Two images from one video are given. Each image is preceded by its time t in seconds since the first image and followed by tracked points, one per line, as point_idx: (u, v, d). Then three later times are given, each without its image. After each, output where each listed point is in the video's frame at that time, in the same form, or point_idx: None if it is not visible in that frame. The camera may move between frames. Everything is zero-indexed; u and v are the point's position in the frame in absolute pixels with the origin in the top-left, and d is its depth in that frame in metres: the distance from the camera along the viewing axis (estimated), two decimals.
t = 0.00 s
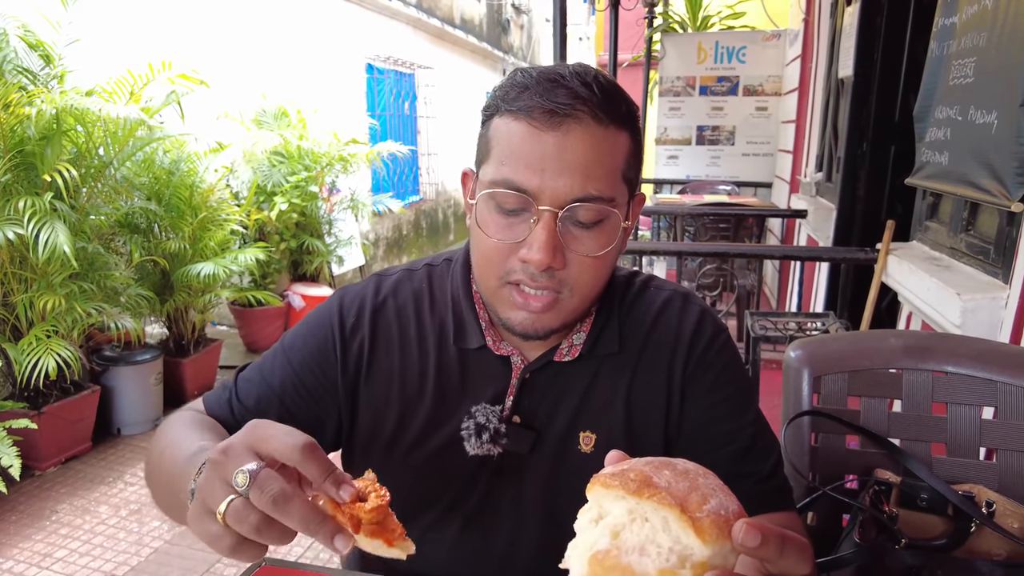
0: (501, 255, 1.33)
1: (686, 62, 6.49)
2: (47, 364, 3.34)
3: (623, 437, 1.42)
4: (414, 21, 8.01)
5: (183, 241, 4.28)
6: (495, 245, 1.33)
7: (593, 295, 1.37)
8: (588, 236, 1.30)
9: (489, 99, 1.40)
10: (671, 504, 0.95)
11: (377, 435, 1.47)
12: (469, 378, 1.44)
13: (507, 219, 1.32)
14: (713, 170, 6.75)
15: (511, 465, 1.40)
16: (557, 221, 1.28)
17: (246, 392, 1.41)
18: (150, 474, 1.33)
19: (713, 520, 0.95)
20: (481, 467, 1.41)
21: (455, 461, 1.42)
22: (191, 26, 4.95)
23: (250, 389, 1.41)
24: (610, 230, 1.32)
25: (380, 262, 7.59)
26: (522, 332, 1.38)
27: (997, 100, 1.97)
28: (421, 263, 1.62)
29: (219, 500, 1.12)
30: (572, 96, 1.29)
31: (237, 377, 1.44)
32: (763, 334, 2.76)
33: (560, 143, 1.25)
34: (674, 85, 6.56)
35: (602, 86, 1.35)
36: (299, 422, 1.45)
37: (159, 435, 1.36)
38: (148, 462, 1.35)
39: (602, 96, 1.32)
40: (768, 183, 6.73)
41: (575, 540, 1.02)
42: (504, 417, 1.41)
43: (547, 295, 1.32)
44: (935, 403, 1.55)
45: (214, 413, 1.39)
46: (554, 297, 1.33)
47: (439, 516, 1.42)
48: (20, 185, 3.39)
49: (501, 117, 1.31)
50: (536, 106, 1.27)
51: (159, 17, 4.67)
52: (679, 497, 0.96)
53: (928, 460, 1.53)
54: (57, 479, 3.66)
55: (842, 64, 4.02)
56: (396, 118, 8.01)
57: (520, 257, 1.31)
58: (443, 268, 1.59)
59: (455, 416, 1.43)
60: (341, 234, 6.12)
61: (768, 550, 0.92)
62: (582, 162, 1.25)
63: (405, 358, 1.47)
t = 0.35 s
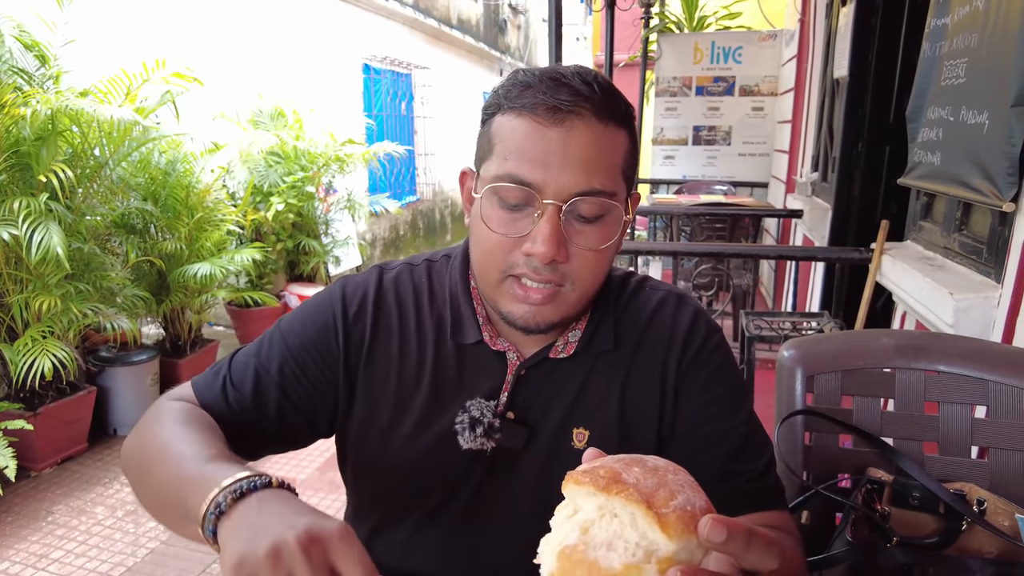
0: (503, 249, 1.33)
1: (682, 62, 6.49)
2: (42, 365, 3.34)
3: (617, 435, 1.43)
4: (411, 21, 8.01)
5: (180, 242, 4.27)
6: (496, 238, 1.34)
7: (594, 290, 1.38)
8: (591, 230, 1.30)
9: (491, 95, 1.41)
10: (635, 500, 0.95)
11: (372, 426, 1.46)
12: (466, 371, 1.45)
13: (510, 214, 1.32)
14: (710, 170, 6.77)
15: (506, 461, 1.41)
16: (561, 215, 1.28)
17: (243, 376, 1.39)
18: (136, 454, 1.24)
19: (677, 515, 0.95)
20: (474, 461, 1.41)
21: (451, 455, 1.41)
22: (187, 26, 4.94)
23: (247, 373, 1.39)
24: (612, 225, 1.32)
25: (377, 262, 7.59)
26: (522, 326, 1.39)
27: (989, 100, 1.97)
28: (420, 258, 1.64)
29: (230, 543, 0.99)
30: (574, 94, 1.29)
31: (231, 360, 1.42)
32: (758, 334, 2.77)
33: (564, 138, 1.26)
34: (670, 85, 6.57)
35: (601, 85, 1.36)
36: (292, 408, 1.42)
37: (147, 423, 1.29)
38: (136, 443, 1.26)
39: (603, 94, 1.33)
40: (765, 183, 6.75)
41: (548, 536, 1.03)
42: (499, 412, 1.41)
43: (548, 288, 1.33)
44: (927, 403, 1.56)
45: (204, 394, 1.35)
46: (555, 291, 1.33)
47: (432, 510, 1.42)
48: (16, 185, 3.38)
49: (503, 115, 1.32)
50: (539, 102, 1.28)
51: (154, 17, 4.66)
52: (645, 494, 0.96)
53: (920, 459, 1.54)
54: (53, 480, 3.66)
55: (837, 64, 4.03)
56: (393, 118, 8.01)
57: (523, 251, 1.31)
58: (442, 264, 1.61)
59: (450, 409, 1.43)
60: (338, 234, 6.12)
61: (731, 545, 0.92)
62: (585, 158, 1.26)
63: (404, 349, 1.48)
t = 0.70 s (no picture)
0: (511, 257, 1.34)
1: (678, 63, 6.52)
2: (39, 366, 3.33)
3: (617, 436, 1.44)
4: (407, 22, 8.01)
5: (176, 243, 4.26)
6: (503, 245, 1.34)
7: (599, 297, 1.39)
8: (599, 239, 1.31)
9: (501, 100, 1.42)
10: (636, 489, 0.96)
11: (376, 432, 1.47)
12: (468, 377, 1.45)
13: (518, 221, 1.33)
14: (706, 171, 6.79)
15: (509, 466, 1.41)
16: (570, 224, 1.29)
17: (245, 385, 1.40)
18: (137, 477, 1.24)
19: (677, 504, 0.95)
20: (479, 466, 1.41)
21: (455, 461, 1.41)
22: (183, 27, 4.93)
23: (250, 382, 1.40)
24: (619, 234, 1.33)
25: (374, 262, 7.59)
26: (528, 333, 1.39)
27: (981, 102, 1.99)
28: (421, 262, 1.64)
29: None
30: (585, 102, 1.30)
31: (233, 368, 1.43)
32: (754, 334, 2.78)
33: (576, 146, 1.26)
34: (666, 86, 6.61)
35: (611, 93, 1.37)
36: (295, 415, 1.44)
37: (148, 438, 1.29)
38: (136, 463, 1.26)
39: (612, 102, 1.34)
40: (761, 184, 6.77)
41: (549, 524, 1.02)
42: (503, 417, 1.42)
43: (557, 297, 1.33)
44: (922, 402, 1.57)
45: (207, 405, 1.36)
46: (563, 299, 1.34)
47: (436, 514, 1.43)
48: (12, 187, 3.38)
49: (513, 121, 1.32)
50: (551, 110, 1.28)
51: (150, 17, 4.65)
52: (646, 484, 0.97)
53: (914, 458, 1.55)
54: (49, 482, 3.65)
55: (832, 65, 4.04)
56: (390, 118, 8.02)
57: (532, 259, 1.32)
58: (444, 268, 1.62)
59: (454, 416, 1.43)
60: (335, 235, 6.12)
61: (730, 533, 0.93)
62: (596, 167, 1.27)
63: (406, 355, 1.48)
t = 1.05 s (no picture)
0: (498, 264, 1.35)
1: (676, 64, 6.53)
2: (36, 367, 3.33)
3: (613, 436, 1.45)
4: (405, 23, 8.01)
5: (174, 244, 4.25)
6: (490, 253, 1.36)
7: (588, 303, 1.40)
8: (585, 246, 1.31)
9: (492, 106, 1.42)
10: (633, 496, 0.97)
11: (374, 434, 1.47)
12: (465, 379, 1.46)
13: (504, 228, 1.34)
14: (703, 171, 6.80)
15: (506, 467, 1.42)
16: (554, 232, 1.29)
17: (242, 388, 1.40)
18: (135, 484, 1.24)
19: (673, 511, 0.97)
20: (477, 468, 1.42)
21: (453, 463, 1.42)
22: (180, 27, 4.93)
23: (248, 385, 1.41)
24: (606, 240, 1.33)
25: (371, 263, 7.60)
26: (518, 337, 1.41)
27: (976, 103, 2.00)
28: (417, 264, 1.65)
29: None
30: (571, 109, 1.30)
31: (230, 371, 1.44)
32: (751, 334, 2.80)
33: (558, 154, 1.26)
34: (664, 86, 6.62)
35: (600, 97, 1.37)
36: (292, 418, 1.45)
37: (145, 443, 1.30)
38: (134, 470, 1.27)
39: (601, 107, 1.34)
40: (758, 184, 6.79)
41: (546, 529, 1.03)
42: (501, 420, 1.43)
43: (544, 303, 1.34)
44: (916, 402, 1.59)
45: (205, 409, 1.37)
46: (550, 305, 1.35)
47: (435, 516, 1.43)
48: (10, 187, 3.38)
49: (500, 128, 1.33)
50: (535, 117, 1.29)
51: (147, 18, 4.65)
52: (641, 489, 0.99)
53: (909, 457, 1.56)
54: (47, 482, 3.65)
55: (829, 66, 4.06)
56: (387, 119, 8.02)
57: (517, 266, 1.33)
58: (440, 271, 1.63)
59: (452, 418, 1.44)
60: (332, 235, 6.12)
61: (725, 538, 0.94)
62: (579, 175, 1.27)
63: (404, 356, 1.49)
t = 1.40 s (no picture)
0: (498, 263, 1.35)
1: (674, 64, 6.53)
2: (34, 367, 3.32)
3: (612, 436, 1.45)
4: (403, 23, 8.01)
5: (172, 244, 4.24)
6: (491, 252, 1.36)
7: (589, 302, 1.40)
8: (585, 245, 1.32)
9: (490, 106, 1.42)
10: (634, 497, 0.98)
11: (373, 435, 1.47)
12: (465, 380, 1.46)
13: (504, 227, 1.34)
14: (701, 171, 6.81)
15: (505, 468, 1.42)
16: (555, 230, 1.29)
17: (241, 389, 1.40)
18: (133, 487, 1.24)
19: (674, 512, 0.97)
20: (475, 468, 1.42)
21: (452, 464, 1.42)
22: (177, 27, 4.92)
23: (247, 386, 1.40)
24: (607, 239, 1.34)
25: (369, 263, 7.59)
26: (517, 337, 1.41)
27: (973, 103, 2.01)
28: (416, 264, 1.65)
29: None
30: (570, 108, 1.30)
31: (229, 372, 1.43)
32: (749, 333, 2.80)
33: (558, 153, 1.26)
34: (661, 87, 6.61)
35: (599, 96, 1.37)
36: (291, 418, 1.44)
37: (144, 445, 1.30)
38: (132, 473, 1.27)
39: (600, 107, 1.34)
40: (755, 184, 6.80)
41: (547, 531, 1.03)
42: (500, 420, 1.43)
43: (545, 303, 1.34)
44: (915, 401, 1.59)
45: (204, 410, 1.37)
46: (550, 304, 1.35)
47: (434, 515, 1.44)
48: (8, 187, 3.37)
49: (500, 127, 1.33)
50: (535, 115, 1.29)
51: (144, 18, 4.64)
52: (642, 491, 0.99)
53: (908, 456, 1.56)
54: (44, 483, 3.64)
55: (826, 67, 4.07)
56: (385, 119, 8.01)
57: (518, 265, 1.33)
58: (439, 271, 1.63)
59: (451, 419, 1.44)
60: (330, 236, 6.12)
61: (727, 539, 0.94)
62: (579, 173, 1.27)
63: (403, 357, 1.49)
